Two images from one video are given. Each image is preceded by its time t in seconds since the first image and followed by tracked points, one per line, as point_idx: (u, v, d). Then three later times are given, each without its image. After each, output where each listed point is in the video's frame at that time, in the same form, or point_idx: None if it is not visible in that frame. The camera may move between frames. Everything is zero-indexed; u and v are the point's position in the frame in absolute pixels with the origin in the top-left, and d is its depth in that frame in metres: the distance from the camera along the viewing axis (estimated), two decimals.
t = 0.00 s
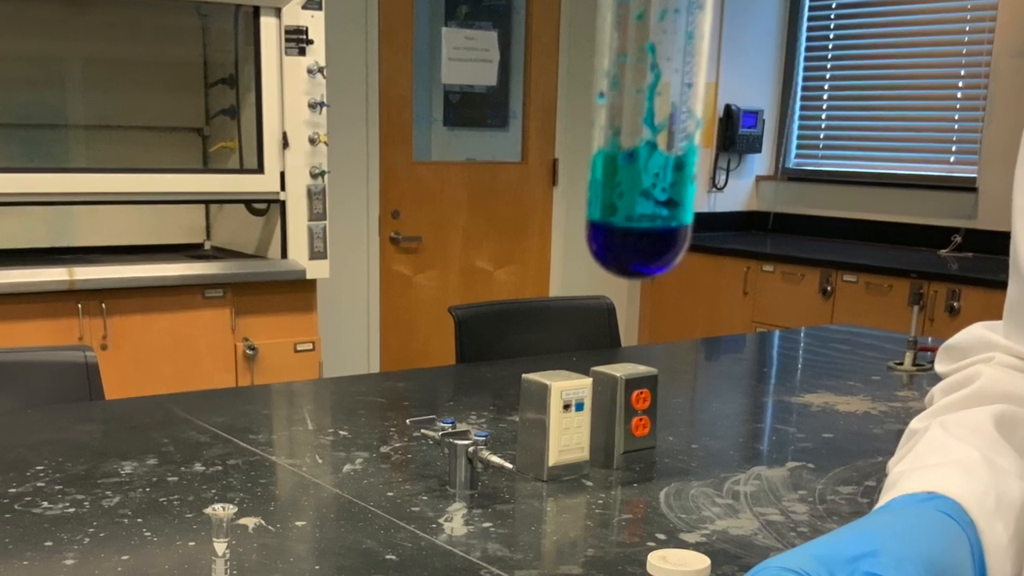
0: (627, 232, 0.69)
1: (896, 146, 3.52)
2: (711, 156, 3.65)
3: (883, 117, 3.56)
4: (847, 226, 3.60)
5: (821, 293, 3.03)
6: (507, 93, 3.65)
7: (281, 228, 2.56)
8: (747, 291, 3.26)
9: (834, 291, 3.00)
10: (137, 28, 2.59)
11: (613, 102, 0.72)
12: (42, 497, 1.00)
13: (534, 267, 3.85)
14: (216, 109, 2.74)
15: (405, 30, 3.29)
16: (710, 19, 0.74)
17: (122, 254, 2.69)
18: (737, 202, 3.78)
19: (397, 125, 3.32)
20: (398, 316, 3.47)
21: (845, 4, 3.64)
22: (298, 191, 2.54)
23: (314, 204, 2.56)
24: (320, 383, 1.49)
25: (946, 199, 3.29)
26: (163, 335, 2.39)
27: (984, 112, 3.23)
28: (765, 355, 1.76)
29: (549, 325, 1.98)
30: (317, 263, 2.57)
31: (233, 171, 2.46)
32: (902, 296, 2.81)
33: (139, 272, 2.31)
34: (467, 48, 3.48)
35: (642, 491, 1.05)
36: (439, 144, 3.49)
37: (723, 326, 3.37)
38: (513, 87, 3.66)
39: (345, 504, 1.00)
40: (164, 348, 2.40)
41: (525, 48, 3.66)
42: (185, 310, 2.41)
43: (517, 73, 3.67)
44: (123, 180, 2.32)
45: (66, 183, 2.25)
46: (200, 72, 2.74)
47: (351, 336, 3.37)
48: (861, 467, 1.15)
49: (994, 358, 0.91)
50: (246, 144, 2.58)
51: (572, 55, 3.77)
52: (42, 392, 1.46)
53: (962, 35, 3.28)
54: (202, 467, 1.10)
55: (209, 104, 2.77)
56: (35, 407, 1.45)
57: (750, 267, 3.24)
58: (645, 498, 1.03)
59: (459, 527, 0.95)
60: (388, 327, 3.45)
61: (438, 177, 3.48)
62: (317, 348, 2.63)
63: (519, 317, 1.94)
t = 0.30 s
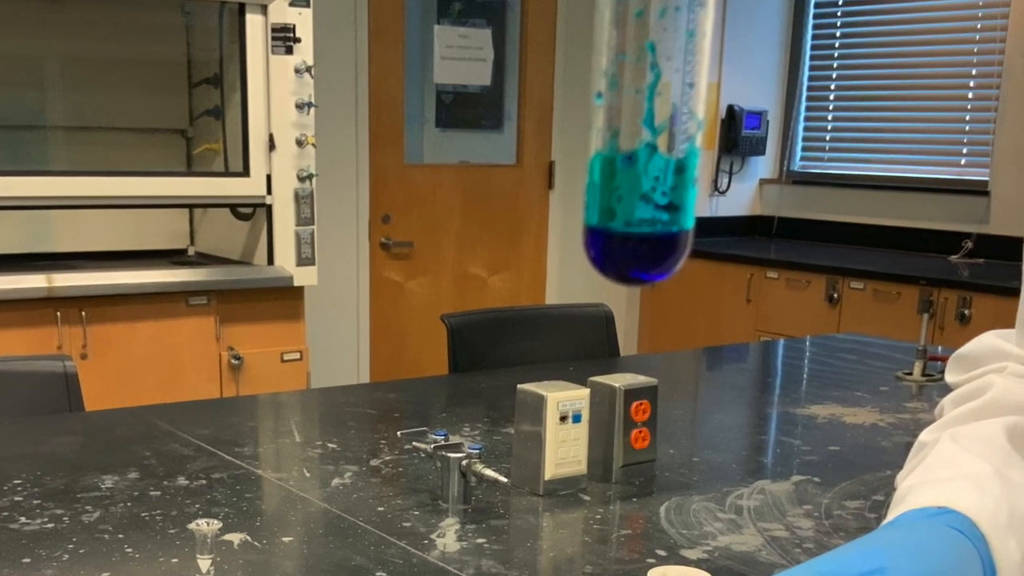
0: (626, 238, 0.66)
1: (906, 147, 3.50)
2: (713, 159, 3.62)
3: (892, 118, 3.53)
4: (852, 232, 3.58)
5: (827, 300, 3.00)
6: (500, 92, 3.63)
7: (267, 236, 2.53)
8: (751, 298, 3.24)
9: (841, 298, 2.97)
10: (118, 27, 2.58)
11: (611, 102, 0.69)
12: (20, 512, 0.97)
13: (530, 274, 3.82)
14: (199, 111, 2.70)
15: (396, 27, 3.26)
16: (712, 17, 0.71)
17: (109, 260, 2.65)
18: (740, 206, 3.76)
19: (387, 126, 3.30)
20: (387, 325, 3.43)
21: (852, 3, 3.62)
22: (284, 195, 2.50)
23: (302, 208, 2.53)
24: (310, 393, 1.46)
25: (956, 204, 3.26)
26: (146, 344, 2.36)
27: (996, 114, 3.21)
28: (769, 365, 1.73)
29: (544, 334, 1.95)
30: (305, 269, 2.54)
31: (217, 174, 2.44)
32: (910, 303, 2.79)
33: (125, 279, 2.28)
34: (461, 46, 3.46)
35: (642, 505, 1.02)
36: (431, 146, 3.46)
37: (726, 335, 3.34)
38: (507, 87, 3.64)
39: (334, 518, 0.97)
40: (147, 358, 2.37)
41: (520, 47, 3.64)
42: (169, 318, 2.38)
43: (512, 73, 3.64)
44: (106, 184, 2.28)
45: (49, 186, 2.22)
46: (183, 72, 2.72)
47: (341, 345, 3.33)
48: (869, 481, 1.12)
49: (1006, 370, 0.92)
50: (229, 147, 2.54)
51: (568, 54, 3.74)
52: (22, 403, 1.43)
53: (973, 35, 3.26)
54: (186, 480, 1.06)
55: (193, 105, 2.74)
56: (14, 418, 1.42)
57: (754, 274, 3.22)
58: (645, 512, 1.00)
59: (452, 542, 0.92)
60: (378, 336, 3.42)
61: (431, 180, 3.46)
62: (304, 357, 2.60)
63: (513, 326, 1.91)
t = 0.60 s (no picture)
0: (624, 243, 0.63)
1: (918, 149, 3.48)
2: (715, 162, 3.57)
3: (902, 119, 3.52)
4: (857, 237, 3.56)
5: (835, 309, 2.98)
6: (494, 92, 3.60)
7: (253, 243, 2.50)
8: (754, 306, 3.22)
9: (847, 306, 2.95)
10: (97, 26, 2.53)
11: (609, 103, 0.67)
12: None
13: (525, 281, 3.80)
14: (182, 111, 2.67)
15: (386, 25, 3.24)
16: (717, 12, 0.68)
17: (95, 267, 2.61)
18: (743, 211, 3.73)
19: (376, 128, 3.27)
20: (378, 333, 3.40)
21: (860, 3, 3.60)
22: (271, 199, 2.47)
23: (288, 212, 2.50)
24: (298, 404, 1.43)
25: (967, 208, 3.24)
26: (127, 353, 2.32)
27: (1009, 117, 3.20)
28: (774, 376, 1.71)
29: (540, 343, 1.92)
30: (292, 277, 2.51)
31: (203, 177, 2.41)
32: (921, 311, 2.77)
33: (110, 287, 2.25)
34: (454, 44, 3.43)
35: (642, 521, 0.99)
36: (422, 147, 3.43)
37: (729, 346, 3.32)
38: (502, 87, 3.62)
39: (322, 534, 0.94)
40: (127, 368, 2.33)
41: (516, 47, 3.62)
42: (150, 327, 2.34)
43: (507, 74, 3.62)
44: (88, 188, 2.25)
45: (30, 191, 2.19)
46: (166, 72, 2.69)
47: (330, 356, 3.31)
48: (877, 496, 1.10)
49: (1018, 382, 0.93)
50: (215, 150, 2.52)
51: (565, 53, 3.72)
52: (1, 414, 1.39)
53: (985, 36, 3.25)
54: (168, 495, 1.03)
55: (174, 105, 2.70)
56: None
57: (758, 281, 3.19)
58: (644, 528, 0.97)
59: (444, 559, 0.89)
60: (368, 345, 3.39)
61: (422, 184, 3.42)
62: (290, 368, 2.56)
63: (508, 335, 1.88)
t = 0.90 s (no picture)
0: (623, 250, 0.61)
1: (930, 152, 3.46)
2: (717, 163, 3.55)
3: (911, 120, 3.51)
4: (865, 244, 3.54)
5: (842, 317, 2.95)
6: (487, 93, 3.57)
7: (237, 246, 2.46)
8: (759, 315, 3.19)
9: (855, 315, 2.92)
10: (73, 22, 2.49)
11: (607, 103, 0.64)
12: None
13: (520, 289, 3.77)
14: (163, 112, 2.64)
15: (375, 22, 3.21)
16: (719, 10, 0.65)
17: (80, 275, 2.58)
18: (747, 216, 3.72)
19: (365, 130, 3.24)
20: (367, 342, 3.37)
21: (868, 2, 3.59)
22: (256, 204, 2.44)
23: (274, 218, 2.46)
24: (284, 416, 1.39)
25: (978, 211, 3.22)
26: (105, 364, 2.28)
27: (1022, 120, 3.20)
28: (779, 387, 1.68)
29: (535, 353, 1.89)
30: (277, 284, 2.48)
31: (186, 181, 2.38)
32: (931, 319, 2.74)
33: (93, 295, 2.22)
34: (446, 42, 3.41)
35: (641, 538, 0.96)
36: (413, 149, 3.41)
37: (733, 356, 3.29)
38: (496, 87, 3.59)
39: (308, 551, 0.91)
40: (106, 379, 2.29)
41: (510, 47, 3.59)
42: (129, 336, 2.30)
43: (501, 75, 3.60)
44: (70, 192, 2.22)
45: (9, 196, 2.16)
46: (145, 71, 2.65)
47: (317, 365, 3.27)
48: (886, 511, 1.07)
49: None
50: (198, 154, 2.48)
51: (561, 51, 3.70)
52: None
53: (998, 37, 3.25)
54: (149, 511, 1.00)
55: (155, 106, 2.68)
56: None
57: (763, 289, 3.17)
58: (644, 546, 0.94)
59: None
60: (356, 354, 3.35)
61: (413, 187, 3.40)
62: (275, 379, 2.53)
63: (502, 345, 1.85)
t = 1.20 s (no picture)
0: (622, 257, 0.58)
1: (937, 157, 3.44)
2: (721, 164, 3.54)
3: (920, 120, 3.49)
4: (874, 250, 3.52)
5: (850, 326, 2.93)
6: (480, 94, 3.55)
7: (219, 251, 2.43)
8: (763, 324, 3.16)
9: (863, 324, 2.90)
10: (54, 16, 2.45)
11: (605, 104, 0.61)
12: None
13: (514, 296, 3.74)
14: (144, 112, 2.62)
15: (363, 21, 3.18)
16: (720, 8, 0.62)
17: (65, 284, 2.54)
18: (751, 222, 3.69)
19: (353, 132, 3.21)
20: (355, 351, 3.33)
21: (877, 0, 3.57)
22: (239, 209, 2.41)
23: (258, 223, 2.43)
24: (269, 429, 1.36)
25: (989, 217, 3.22)
26: (82, 376, 2.24)
27: None
28: (784, 399, 1.65)
29: (529, 363, 1.86)
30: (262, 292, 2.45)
31: (167, 184, 2.35)
32: (943, 328, 2.72)
33: (78, 304, 2.19)
34: (438, 40, 3.39)
35: (641, 556, 0.93)
36: (403, 153, 3.38)
37: (738, 368, 3.27)
38: (489, 87, 3.57)
39: (294, 571, 0.87)
40: (83, 391, 2.25)
41: (504, 44, 3.57)
42: (109, 347, 2.26)
43: (494, 76, 3.58)
44: (52, 197, 2.19)
45: None
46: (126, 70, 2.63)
47: (303, 375, 3.24)
48: (896, 528, 1.04)
49: None
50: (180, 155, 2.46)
51: (556, 50, 3.69)
52: None
53: (1012, 36, 3.22)
54: (128, 529, 0.96)
55: (135, 106, 2.65)
56: None
57: (767, 297, 3.14)
58: (644, 565, 0.91)
59: None
60: (344, 363, 3.32)
61: (404, 191, 3.37)
62: (259, 391, 2.49)
63: (494, 355, 1.82)
